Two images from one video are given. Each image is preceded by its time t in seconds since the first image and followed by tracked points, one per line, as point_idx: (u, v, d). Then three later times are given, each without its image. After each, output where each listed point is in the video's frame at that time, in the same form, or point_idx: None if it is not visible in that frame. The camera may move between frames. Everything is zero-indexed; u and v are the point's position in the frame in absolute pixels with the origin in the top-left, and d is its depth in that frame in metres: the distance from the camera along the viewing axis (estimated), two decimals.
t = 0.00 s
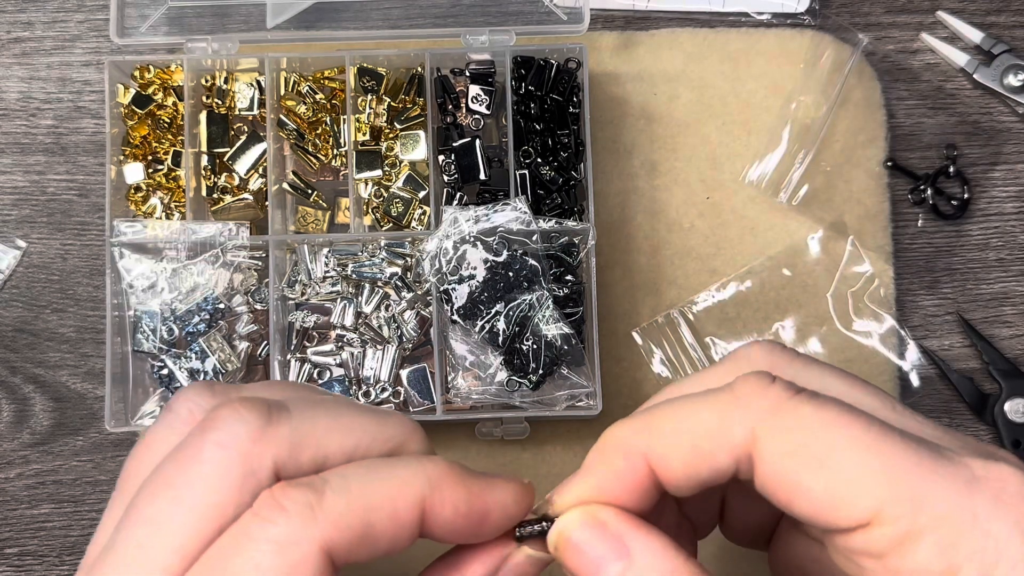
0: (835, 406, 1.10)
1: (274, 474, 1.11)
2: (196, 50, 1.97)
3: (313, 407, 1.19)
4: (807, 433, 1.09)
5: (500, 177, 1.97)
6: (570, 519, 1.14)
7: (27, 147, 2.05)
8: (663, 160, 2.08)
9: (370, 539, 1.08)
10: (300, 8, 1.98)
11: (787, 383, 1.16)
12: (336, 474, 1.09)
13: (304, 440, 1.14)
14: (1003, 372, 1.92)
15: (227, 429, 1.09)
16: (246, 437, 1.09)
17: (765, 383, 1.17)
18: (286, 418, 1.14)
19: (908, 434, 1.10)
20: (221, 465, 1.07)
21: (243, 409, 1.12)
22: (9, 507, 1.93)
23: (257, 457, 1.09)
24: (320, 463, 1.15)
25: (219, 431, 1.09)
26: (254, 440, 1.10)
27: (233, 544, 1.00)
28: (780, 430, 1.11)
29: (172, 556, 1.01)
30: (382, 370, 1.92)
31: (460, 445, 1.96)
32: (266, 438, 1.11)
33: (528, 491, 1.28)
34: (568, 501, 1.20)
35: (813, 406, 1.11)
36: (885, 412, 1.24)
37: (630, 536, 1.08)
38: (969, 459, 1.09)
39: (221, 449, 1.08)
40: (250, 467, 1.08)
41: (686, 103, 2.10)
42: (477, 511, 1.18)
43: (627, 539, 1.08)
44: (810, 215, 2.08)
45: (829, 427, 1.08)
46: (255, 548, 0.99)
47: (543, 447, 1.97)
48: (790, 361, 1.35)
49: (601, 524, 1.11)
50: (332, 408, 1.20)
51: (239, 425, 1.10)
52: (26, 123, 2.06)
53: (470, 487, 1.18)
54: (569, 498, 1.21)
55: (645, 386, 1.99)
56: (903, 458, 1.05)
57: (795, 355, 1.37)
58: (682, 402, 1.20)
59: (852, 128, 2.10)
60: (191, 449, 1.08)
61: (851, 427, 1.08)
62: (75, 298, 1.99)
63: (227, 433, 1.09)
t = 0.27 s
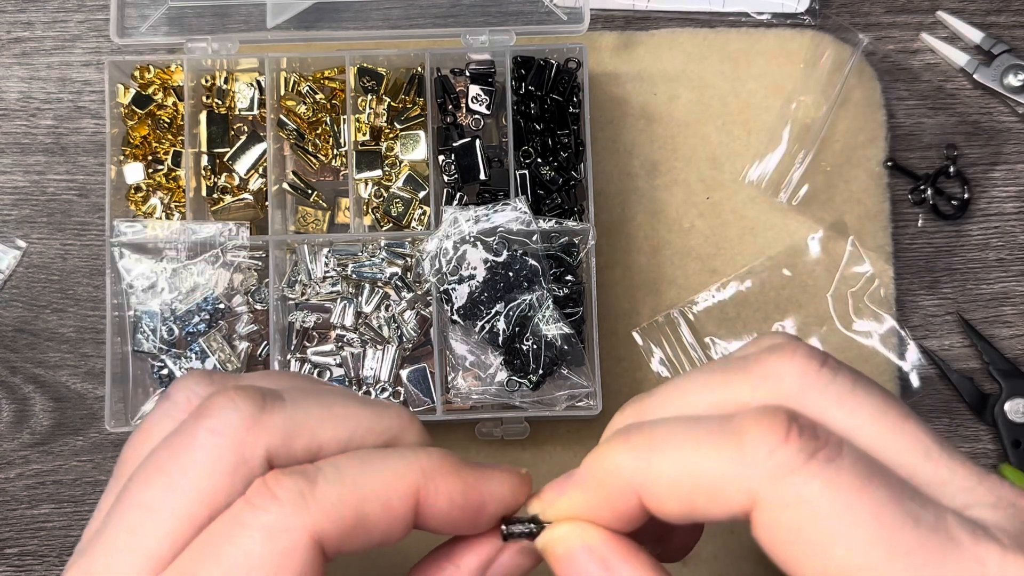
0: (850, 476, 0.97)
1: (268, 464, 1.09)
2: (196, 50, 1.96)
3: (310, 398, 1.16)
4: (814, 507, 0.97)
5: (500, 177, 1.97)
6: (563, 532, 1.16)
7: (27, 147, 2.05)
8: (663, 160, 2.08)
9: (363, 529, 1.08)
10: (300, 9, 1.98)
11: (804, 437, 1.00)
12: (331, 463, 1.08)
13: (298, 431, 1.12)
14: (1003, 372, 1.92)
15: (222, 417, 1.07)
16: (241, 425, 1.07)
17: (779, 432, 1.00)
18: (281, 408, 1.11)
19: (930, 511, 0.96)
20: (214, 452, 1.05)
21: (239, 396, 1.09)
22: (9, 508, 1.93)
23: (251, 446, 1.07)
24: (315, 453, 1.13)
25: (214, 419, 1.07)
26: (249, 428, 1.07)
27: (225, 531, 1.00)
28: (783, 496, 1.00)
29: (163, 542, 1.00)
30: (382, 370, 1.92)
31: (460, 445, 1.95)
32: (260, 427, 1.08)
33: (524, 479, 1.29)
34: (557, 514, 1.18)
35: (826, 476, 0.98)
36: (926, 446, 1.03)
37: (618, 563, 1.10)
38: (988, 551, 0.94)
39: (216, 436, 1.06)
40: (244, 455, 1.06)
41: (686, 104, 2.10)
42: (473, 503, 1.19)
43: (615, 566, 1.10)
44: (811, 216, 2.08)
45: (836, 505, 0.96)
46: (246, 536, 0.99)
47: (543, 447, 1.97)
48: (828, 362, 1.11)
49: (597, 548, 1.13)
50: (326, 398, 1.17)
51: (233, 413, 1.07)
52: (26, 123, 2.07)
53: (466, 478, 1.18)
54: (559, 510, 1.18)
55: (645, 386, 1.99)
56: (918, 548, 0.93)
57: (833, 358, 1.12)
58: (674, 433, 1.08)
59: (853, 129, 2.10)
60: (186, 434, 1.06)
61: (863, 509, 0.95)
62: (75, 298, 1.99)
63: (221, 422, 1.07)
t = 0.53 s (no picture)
0: (846, 443, 0.93)
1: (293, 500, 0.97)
2: (196, 50, 1.96)
3: (319, 411, 1.04)
4: (805, 473, 0.93)
5: (500, 177, 1.97)
6: (575, 493, 1.13)
7: (27, 147, 2.06)
8: (663, 160, 2.08)
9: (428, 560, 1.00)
10: (300, 9, 1.99)
11: (805, 402, 0.96)
12: (377, 489, 0.98)
13: (316, 461, 1.00)
14: (1003, 372, 1.92)
15: (235, 456, 0.93)
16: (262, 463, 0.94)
17: (779, 396, 0.97)
18: (296, 437, 0.99)
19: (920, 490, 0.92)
20: (235, 502, 0.91)
21: (254, 430, 0.95)
22: (8, 508, 1.93)
23: (276, 485, 0.94)
24: (336, 478, 1.03)
25: (230, 460, 0.93)
26: (272, 467, 0.94)
27: None
28: (775, 462, 0.96)
29: None
30: (382, 370, 1.91)
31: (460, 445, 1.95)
32: (281, 463, 0.95)
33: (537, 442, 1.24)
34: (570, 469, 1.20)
35: (823, 443, 0.93)
36: (929, 423, 1.01)
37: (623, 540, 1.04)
38: (974, 537, 0.90)
39: (237, 483, 0.92)
40: (268, 500, 0.93)
41: (686, 103, 2.10)
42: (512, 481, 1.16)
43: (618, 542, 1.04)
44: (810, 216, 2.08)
45: (826, 472, 0.92)
46: None
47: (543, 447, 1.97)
48: (838, 334, 1.09)
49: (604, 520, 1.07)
50: (334, 407, 1.05)
51: (251, 452, 0.94)
52: (26, 123, 2.07)
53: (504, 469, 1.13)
54: (571, 469, 1.20)
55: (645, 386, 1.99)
56: (907, 525, 0.90)
57: (846, 331, 1.11)
58: (678, 396, 1.07)
59: (852, 129, 2.10)
60: (197, 478, 0.92)
61: (856, 476, 0.91)
62: (75, 298, 1.99)
63: (239, 464, 0.93)
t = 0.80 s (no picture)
0: (851, 420, 1.00)
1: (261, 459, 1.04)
2: (196, 50, 1.96)
3: (297, 382, 1.11)
4: (815, 444, 1.00)
5: (500, 177, 1.97)
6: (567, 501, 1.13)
7: (27, 147, 2.06)
8: (663, 160, 2.08)
9: (375, 526, 1.04)
10: (300, 8, 1.99)
11: (810, 382, 1.05)
12: (335, 456, 1.02)
13: (287, 422, 1.06)
14: (1003, 372, 1.92)
15: (205, 413, 1.01)
16: (229, 420, 1.01)
17: (783, 376, 1.06)
18: (267, 398, 1.06)
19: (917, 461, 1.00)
20: (204, 453, 0.99)
21: (228, 391, 1.03)
22: (7, 508, 1.93)
23: (242, 441, 1.02)
24: (309, 445, 1.09)
25: (199, 416, 1.00)
26: (240, 424, 1.02)
27: (233, 545, 0.92)
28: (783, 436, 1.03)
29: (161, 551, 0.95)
30: (382, 370, 1.91)
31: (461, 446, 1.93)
32: (249, 422, 1.03)
33: (518, 449, 1.26)
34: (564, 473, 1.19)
35: (831, 416, 1.01)
36: (914, 411, 1.15)
37: (616, 541, 1.05)
38: (978, 508, 0.99)
39: (204, 435, 1.00)
40: (234, 452, 1.01)
41: (686, 104, 2.10)
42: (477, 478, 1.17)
43: (613, 544, 1.05)
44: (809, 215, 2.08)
45: (835, 445, 0.99)
46: (250, 549, 0.92)
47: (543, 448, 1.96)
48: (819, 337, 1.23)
49: (595, 519, 1.08)
50: (314, 383, 1.12)
51: (220, 410, 1.01)
52: (26, 123, 2.07)
53: (469, 459, 1.15)
54: (566, 472, 1.18)
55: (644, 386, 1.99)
56: (910, 494, 0.97)
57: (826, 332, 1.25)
58: (690, 383, 1.14)
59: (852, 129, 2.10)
60: (171, 432, 1.00)
61: (865, 449, 0.98)
62: (75, 298, 1.99)
63: (208, 421, 1.00)
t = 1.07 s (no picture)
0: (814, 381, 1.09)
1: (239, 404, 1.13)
2: (197, 50, 1.96)
3: (289, 340, 1.19)
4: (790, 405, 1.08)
5: (500, 177, 1.97)
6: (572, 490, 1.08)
7: (27, 147, 2.06)
8: (663, 160, 2.08)
9: (328, 479, 1.06)
10: (300, 9, 1.99)
11: (768, 362, 1.16)
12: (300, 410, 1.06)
13: (273, 374, 1.15)
14: (1003, 372, 1.92)
15: (193, 359, 1.12)
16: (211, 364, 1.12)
17: (745, 360, 1.17)
18: (255, 351, 1.15)
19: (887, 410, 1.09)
20: (185, 394, 1.10)
21: (218, 341, 1.14)
22: (6, 508, 1.92)
23: (220, 385, 1.11)
24: (290, 397, 1.16)
25: (186, 360, 1.12)
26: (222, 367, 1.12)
27: (183, 471, 0.99)
28: (758, 405, 1.10)
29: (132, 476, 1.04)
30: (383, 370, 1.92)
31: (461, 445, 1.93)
32: (230, 368, 1.13)
33: (506, 443, 1.19)
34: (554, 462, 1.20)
35: (794, 381, 1.10)
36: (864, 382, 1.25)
37: (639, 511, 1.01)
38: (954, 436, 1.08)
39: (187, 377, 1.10)
40: (212, 398, 1.10)
41: (686, 104, 2.10)
42: (445, 463, 1.12)
43: (637, 514, 1.01)
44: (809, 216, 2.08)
45: (809, 399, 1.07)
46: (202, 476, 0.98)
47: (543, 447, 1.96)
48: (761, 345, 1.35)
49: (609, 496, 1.05)
50: (313, 345, 1.19)
51: (206, 355, 1.12)
52: (26, 123, 2.07)
53: (440, 437, 1.11)
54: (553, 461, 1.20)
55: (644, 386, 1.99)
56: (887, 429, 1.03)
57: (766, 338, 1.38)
58: (667, 378, 1.19)
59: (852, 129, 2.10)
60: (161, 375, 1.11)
61: (835, 403, 1.06)
62: (75, 298, 1.99)
63: (193, 364, 1.11)
